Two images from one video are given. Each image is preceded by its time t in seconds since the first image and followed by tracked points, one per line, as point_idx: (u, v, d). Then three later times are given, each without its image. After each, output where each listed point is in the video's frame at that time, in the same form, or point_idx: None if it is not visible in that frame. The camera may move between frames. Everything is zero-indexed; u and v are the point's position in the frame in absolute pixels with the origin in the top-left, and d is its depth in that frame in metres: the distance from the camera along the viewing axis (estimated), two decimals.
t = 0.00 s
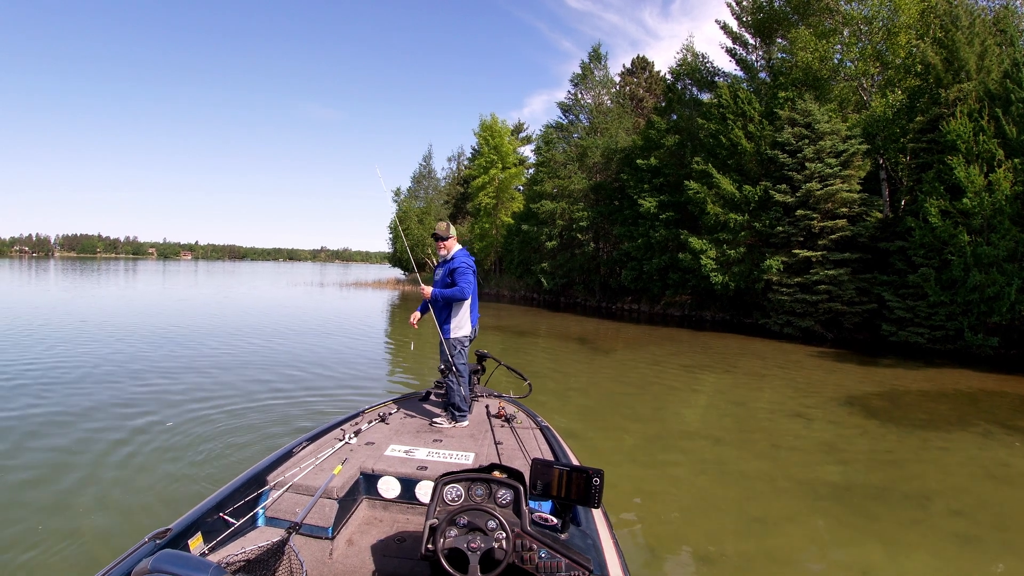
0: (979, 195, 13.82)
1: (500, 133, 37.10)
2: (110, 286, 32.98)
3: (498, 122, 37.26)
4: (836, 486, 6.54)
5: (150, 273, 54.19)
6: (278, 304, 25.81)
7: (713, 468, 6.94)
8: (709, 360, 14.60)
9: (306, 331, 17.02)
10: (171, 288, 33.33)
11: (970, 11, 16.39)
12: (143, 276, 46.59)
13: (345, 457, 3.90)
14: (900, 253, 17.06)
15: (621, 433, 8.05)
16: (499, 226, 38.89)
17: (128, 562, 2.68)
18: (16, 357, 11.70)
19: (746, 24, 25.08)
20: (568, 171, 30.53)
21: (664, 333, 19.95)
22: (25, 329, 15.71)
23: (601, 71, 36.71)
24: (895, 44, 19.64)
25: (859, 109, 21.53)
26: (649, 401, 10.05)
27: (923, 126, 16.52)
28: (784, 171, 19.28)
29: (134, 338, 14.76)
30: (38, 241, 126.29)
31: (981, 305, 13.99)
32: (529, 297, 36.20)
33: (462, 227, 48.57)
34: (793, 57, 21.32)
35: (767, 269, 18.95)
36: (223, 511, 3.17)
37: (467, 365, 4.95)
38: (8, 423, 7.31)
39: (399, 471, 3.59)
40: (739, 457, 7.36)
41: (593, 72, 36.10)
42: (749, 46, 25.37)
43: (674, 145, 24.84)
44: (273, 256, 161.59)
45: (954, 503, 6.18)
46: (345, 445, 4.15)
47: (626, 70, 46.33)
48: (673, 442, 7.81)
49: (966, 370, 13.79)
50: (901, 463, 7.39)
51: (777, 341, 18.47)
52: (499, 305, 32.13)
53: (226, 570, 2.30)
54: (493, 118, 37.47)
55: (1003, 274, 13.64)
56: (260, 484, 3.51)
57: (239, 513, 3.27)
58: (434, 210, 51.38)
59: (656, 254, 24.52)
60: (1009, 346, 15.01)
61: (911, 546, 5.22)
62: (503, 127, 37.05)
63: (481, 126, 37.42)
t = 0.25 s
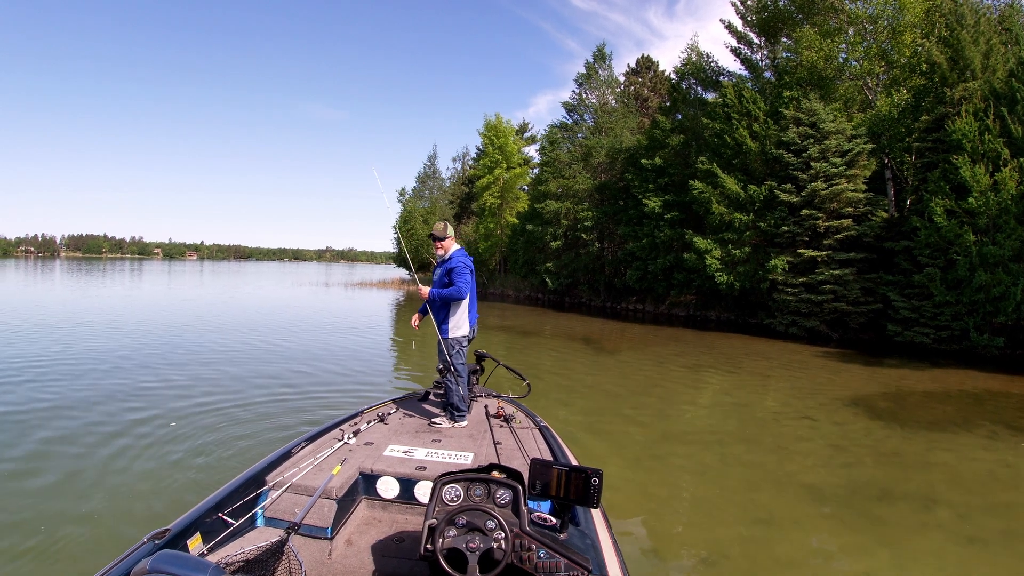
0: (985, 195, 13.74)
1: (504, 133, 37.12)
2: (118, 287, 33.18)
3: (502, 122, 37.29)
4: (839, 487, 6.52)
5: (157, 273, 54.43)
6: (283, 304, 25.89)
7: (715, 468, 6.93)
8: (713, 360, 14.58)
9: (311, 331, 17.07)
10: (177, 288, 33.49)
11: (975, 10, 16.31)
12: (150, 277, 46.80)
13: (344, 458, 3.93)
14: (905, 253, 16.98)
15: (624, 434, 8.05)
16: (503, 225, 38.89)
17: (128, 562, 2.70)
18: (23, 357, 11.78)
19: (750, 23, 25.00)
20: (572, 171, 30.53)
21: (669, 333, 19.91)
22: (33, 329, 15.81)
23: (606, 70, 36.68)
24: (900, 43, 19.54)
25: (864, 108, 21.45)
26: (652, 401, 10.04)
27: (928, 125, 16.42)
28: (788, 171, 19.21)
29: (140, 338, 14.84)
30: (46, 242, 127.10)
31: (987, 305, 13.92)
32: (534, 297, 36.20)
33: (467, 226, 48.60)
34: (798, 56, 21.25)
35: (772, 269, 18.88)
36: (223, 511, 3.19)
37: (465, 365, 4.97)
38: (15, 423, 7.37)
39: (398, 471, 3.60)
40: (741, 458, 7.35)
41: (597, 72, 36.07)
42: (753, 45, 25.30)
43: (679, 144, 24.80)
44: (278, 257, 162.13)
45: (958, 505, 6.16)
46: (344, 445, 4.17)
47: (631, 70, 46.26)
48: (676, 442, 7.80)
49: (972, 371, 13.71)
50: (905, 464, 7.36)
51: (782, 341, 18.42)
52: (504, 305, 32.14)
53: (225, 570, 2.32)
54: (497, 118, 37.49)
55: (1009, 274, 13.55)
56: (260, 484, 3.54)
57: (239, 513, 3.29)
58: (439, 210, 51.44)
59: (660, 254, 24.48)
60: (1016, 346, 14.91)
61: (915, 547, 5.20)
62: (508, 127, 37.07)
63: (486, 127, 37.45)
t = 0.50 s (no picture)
0: (990, 194, 13.67)
1: (509, 133, 37.16)
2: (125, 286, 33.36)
3: (507, 122, 37.34)
4: (842, 488, 6.50)
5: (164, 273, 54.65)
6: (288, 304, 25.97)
7: (717, 469, 6.92)
8: (718, 361, 14.55)
9: (316, 331, 17.13)
10: (184, 288, 33.63)
11: (981, 9, 16.24)
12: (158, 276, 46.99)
13: (343, 458, 3.95)
14: (911, 253, 16.90)
15: (626, 434, 8.04)
16: (508, 225, 38.90)
17: (127, 562, 2.73)
18: (30, 356, 11.87)
19: (755, 22, 24.94)
20: (577, 170, 30.53)
21: (674, 333, 19.88)
22: (41, 329, 15.92)
23: (610, 70, 36.66)
24: (905, 43, 19.43)
25: (869, 108, 21.39)
26: (655, 401, 10.03)
27: (934, 125, 16.33)
28: (794, 171, 19.14)
29: (146, 338, 14.91)
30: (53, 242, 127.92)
31: (993, 306, 13.85)
32: (539, 296, 36.20)
33: (472, 226, 48.65)
34: (803, 55, 21.19)
35: (777, 269, 18.83)
36: (221, 511, 3.22)
37: (465, 365, 4.98)
38: (22, 422, 7.43)
39: (397, 471, 3.62)
40: (743, 458, 7.34)
41: (602, 72, 36.06)
42: (758, 45, 25.24)
43: (684, 144, 24.77)
44: (284, 257, 162.70)
45: (962, 507, 6.13)
46: (343, 445, 4.20)
47: (636, 70, 46.22)
48: (678, 443, 7.80)
49: (978, 371, 13.64)
50: (908, 465, 7.33)
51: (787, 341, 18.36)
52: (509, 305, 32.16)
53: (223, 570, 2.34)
54: (502, 118, 37.54)
55: (1014, 274, 13.46)
56: (259, 484, 3.56)
57: (237, 514, 3.32)
58: (444, 211, 51.50)
59: (665, 254, 24.45)
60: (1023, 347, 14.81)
61: (918, 549, 5.18)
62: (513, 127, 37.11)
63: (491, 126, 37.50)
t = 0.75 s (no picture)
0: (997, 194, 13.56)
1: (515, 133, 37.23)
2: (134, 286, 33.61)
3: (513, 123, 37.51)
4: (846, 489, 6.48)
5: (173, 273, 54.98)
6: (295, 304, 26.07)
7: (720, 470, 6.91)
8: (723, 361, 14.52)
9: (323, 331, 17.20)
10: (192, 288, 33.83)
11: (988, 7, 16.13)
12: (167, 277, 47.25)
13: (342, 457, 3.98)
14: (918, 253, 16.81)
15: (630, 434, 8.04)
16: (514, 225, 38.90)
17: (127, 561, 2.77)
18: (40, 356, 11.98)
19: (762, 21, 24.84)
20: (583, 170, 30.51)
21: (680, 334, 19.83)
22: (51, 329, 16.06)
23: (616, 70, 36.61)
24: (912, 41, 19.30)
25: (877, 107, 21.28)
26: (659, 402, 10.02)
27: (941, 124, 16.17)
28: (801, 170, 19.06)
29: (155, 337, 15.02)
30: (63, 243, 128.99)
31: (1000, 306, 13.75)
32: (546, 297, 36.20)
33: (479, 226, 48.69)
34: (810, 54, 21.10)
35: (783, 269, 18.75)
36: (220, 511, 3.25)
37: (465, 364, 5.01)
38: (29, 421, 7.51)
39: (396, 471, 3.65)
40: (747, 459, 7.32)
41: (608, 71, 36.01)
42: (765, 44, 25.15)
43: (690, 144, 24.71)
44: (291, 257, 163.40)
45: (967, 508, 6.10)
46: (342, 445, 4.23)
47: (642, 69, 46.15)
48: (682, 443, 7.79)
49: (987, 372, 13.54)
50: (913, 466, 7.29)
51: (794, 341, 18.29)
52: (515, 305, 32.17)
53: (222, 570, 2.37)
54: (508, 119, 37.66)
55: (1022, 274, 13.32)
56: (258, 484, 3.60)
57: (236, 514, 3.35)
58: (451, 211, 51.58)
59: (672, 254, 24.40)
60: None
61: (922, 550, 5.16)
62: (519, 127, 37.20)
63: (497, 127, 37.59)
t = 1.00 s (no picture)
0: (1005, 193, 13.47)
1: (521, 133, 37.23)
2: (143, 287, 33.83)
3: (519, 122, 37.39)
4: (849, 490, 6.46)
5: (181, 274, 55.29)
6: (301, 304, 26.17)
7: (723, 470, 6.89)
8: (729, 361, 14.48)
9: (329, 331, 17.26)
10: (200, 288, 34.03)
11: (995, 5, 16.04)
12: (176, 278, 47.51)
13: (341, 457, 4.01)
14: (925, 252, 16.70)
15: (632, 434, 8.05)
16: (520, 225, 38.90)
17: (126, 561, 2.80)
18: (49, 356, 12.09)
19: (767, 20, 24.76)
20: (589, 170, 30.50)
21: (686, 334, 19.77)
22: (60, 329, 16.18)
23: (622, 70, 36.58)
24: (918, 39, 19.20)
25: (883, 105, 21.18)
26: (663, 402, 10.01)
27: (948, 122, 16.08)
28: (807, 169, 18.98)
29: (163, 337, 15.11)
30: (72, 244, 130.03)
31: (1008, 306, 13.65)
32: (551, 297, 36.18)
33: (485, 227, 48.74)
34: (816, 53, 21.02)
35: (790, 269, 18.67)
36: (219, 511, 3.28)
37: (464, 364, 5.03)
38: (37, 421, 7.58)
39: (395, 471, 3.68)
40: (750, 459, 7.31)
41: (613, 71, 35.98)
42: (771, 43, 25.07)
43: (696, 143, 24.65)
44: (298, 258, 164.00)
45: (972, 509, 6.07)
46: (342, 445, 4.26)
47: (648, 69, 46.07)
48: (685, 443, 7.78)
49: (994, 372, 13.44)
50: (919, 467, 7.26)
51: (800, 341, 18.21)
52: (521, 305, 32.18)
53: (221, 570, 2.40)
54: (513, 119, 37.65)
55: None
56: (257, 484, 3.62)
57: (235, 513, 3.38)
58: (457, 211, 51.66)
59: (677, 254, 24.35)
60: None
61: (925, 551, 5.14)
62: (524, 127, 37.18)
63: (503, 127, 37.60)
